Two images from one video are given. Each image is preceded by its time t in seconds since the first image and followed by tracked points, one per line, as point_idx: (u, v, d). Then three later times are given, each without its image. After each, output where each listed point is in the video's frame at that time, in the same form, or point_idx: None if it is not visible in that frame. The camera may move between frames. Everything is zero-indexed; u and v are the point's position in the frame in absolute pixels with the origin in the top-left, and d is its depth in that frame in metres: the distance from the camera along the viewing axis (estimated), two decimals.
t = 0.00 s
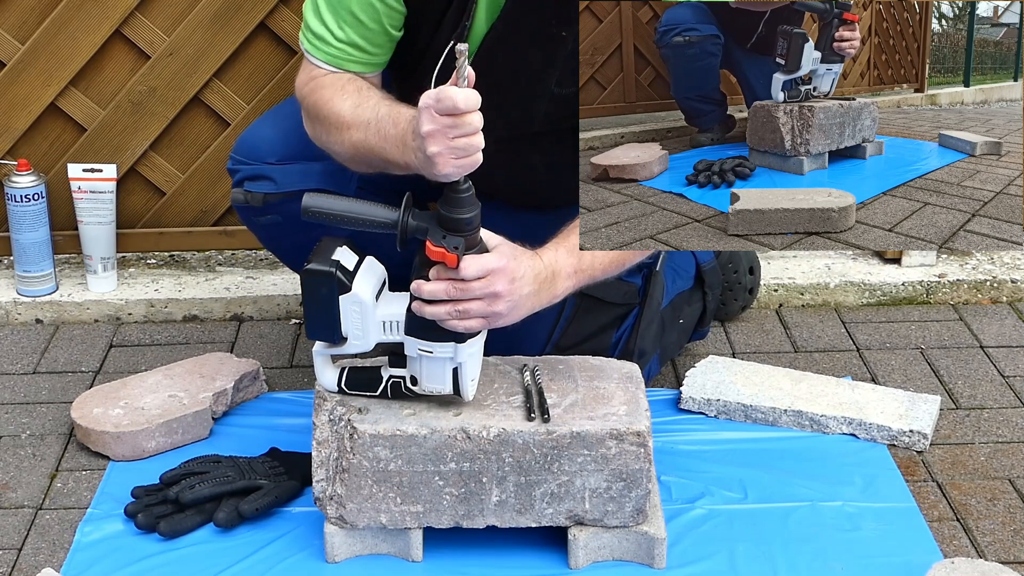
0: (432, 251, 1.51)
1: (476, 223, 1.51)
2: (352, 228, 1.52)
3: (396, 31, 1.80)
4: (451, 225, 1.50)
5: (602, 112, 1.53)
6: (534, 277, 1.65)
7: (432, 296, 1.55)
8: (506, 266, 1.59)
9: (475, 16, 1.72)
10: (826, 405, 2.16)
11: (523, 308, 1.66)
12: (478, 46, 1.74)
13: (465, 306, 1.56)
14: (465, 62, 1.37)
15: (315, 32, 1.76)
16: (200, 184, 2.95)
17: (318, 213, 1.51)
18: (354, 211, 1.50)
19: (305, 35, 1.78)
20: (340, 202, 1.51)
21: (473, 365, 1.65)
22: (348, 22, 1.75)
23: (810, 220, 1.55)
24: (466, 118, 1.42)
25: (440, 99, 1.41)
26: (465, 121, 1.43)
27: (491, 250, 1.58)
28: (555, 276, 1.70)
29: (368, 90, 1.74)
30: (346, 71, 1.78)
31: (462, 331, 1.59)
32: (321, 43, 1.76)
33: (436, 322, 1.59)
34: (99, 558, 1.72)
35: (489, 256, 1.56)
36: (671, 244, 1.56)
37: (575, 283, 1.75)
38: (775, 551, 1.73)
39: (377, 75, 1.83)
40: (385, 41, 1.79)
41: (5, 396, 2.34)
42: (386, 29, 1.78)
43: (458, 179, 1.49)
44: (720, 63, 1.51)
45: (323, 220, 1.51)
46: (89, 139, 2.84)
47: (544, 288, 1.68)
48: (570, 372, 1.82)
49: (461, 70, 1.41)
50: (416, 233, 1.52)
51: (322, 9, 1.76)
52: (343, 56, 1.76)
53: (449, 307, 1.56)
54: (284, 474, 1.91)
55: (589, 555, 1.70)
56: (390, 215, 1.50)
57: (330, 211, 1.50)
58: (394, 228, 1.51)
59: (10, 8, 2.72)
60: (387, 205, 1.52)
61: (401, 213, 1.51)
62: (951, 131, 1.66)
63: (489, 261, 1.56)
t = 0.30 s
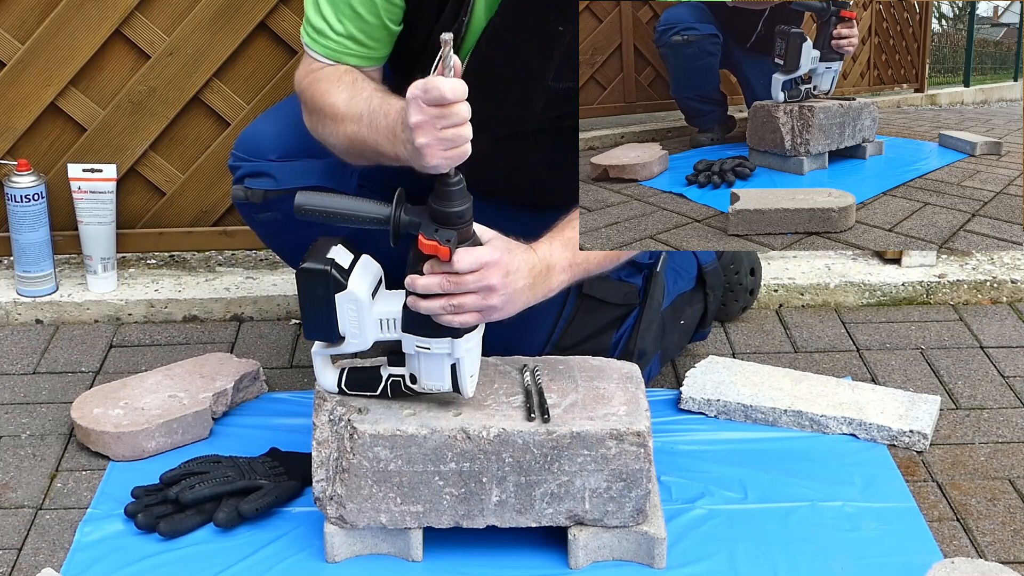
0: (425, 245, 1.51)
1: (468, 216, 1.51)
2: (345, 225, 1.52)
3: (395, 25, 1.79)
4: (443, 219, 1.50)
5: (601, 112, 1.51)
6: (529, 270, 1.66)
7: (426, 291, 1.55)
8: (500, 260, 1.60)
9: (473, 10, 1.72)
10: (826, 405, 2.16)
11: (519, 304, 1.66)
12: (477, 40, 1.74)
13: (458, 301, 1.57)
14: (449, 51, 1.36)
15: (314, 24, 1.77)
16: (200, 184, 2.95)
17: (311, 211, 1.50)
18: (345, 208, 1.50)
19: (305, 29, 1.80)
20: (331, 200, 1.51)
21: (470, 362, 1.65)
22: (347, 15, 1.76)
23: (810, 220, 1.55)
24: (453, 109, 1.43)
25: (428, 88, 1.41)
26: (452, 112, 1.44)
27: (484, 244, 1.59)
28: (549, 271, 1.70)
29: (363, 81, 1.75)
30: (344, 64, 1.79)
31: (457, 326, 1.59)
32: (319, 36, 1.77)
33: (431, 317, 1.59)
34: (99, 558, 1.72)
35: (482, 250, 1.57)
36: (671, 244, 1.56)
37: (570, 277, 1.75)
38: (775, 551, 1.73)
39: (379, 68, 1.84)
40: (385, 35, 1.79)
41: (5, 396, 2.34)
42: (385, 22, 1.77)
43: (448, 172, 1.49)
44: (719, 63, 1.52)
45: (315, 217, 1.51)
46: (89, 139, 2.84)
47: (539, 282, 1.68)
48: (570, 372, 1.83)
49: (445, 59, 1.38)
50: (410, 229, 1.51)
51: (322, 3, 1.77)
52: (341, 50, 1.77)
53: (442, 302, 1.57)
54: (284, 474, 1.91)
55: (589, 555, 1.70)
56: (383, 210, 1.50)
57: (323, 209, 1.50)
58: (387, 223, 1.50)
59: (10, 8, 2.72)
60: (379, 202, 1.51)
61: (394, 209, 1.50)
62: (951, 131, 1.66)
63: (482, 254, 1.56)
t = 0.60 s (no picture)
0: (430, 247, 1.50)
1: (473, 216, 1.51)
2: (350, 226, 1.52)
3: (400, 23, 1.79)
4: (448, 220, 1.49)
5: (601, 112, 1.52)
6: (533, 271, 1.66)
7: (431, 293, 1.55)
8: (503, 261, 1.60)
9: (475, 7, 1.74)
10: (826, 405, 2.16)
11: (523, 305, 1.66)
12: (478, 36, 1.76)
13: (464, 302, 1.57)
14: (454, 44, 1.37)
15: (317, 24, 1.77)
16: (201, 184, 2.95)
17: (315, 212, 1.50)
18: (350, 208, 1.50)
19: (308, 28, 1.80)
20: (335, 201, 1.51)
21: (475, 363, 1.65)
22: (351, 14, 1.75)
23: (810, 220, 1.55)
24: (459, 99, 1.44)
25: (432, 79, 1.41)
26: (457, 102, 1.44)
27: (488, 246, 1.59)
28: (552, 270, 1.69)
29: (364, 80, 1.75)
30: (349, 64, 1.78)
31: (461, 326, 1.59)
32: (323, 36, 1.77)
33: (436, 318, 1.59)
34: (99, 558, 1.72)
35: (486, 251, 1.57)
36: (671, 244, 1.56)
37: (575, 277, 1.75)
38: (775, 551, 1.73)
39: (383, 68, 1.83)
40: (389, 32, 1.79)
41: (5, 396, 2.34)
42: (389, 20, 1.77)
43: (452, 172, 1.48)
44: (720, 64, 1.52)
45: (319, 217, 1.51)
46: (89, 139, 2.84)
47: (544, 282, 1.68)
48: (570, 372, 1.83)
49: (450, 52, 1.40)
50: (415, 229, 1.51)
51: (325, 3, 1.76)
52: (346, 49, 1.77)
53: (447, 303, 1.56)
54: (284, 474, 1.91)
55: (589, 555, 1.70)
56: (387, 211, 1.50)
57: (326, 209, 1.50)
58: (391, 225, 1.50)
59: (10, 8, 2.72)
60: (383, 202, 1.51)
61: (399, 210, 1.50)
62: (951, 131, 1.66)
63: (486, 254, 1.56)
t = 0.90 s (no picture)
0: (430, 251, 1.50)
1: (472, 220, 1.51)
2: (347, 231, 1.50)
3: (403, 21, 1.79)
4: (448, 224, 1.49)
5: (601, 112, 1.51)
6: (533, 270, 1.66)
7: (431, 297, 1.55)
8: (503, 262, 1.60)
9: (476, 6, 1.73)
10: (826, 405, 2.16)
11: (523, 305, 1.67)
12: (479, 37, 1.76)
13: (464, 304, 1.57)
14: (453, 62, 1.35)
15: (321, 24, 1.77)
16: (201, 184, 2.95)
17: (314, 218, 1.48)
18: (348, 215, 1.48)
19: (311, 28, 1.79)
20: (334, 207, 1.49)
21: (475, 362, 1.66)
22: (354, 13, 1.75)
23: (810, 220, 1.55)
24: (457, 116, 1.43)
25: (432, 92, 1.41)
26: (456, 119, 1.43)
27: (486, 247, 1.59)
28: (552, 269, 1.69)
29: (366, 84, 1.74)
30: (352, 64, 1.78)
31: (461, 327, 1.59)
32: (326, 35, 1.77)
33: (437, 321, 1.59)
34: (99, 558, 1.72)
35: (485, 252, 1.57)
36: (671, 244, 1.56)
37: (575, 275, 1.74)
38: (775, 551, 1.73)
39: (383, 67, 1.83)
40: (393, 31, 1.79)
41: (5, 396, 2.34)
42: (392, 18, 1.77)
43: (451, 177, 1.48)
44: (721, 64, 1.51)
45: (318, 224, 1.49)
46: (89, 139, 2.84)
47: (544, 280, 1.68)
48: (571, 372, 1.83)
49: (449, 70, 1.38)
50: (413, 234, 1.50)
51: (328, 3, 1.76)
52: (349, 48, 1.77)
53: (448, 306, 1.56)
54: (284, 474, 1.91)
55: (589, 555, 1.70)
56: (386, 216, 1.49)
57: (325, 216, 1.48)
58: (391, 230, 1.49)
59: (10, 8, 2.72)
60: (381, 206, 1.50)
61: (398, 215, 1.49)
62: (951, 131, 1.66)
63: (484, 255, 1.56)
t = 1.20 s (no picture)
0: (419, 245, 1.50)
1: (462, 215, 1.51)
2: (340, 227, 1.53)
3: (399, 23, 1.79)
4: (437, 218, 1.50)
5: (602, 112, 1.52)
6: (526, 267, 1.65)
7: (422, 292, 1.55)
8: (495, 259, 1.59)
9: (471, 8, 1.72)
10: (826, 405, 2.16)
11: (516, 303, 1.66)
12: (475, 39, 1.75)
13: (456, 301, 1.57)
14: (435, 42, 1.34)
15: (317, 26, 1.79)
16: (201, 184, 2.95)
17: (306, 213, 1.51)
18: (339, 210, 1.51)
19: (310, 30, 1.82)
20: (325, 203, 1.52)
21: (469, 360, 1.65)
22: (350, 16, 1.77)
23: (810, 220, 1.55)
24: (441, 97, 1.44)
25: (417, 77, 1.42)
26: (439, 100, 1.44)
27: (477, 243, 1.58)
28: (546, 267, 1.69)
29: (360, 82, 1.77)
30: (348, 66, 1.80)
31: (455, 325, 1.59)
32: (323, 37, 1.79)
33: (429, 318, 1.59)
34: (100, 558, 1.72)
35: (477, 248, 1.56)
36: (671, 244, 1.56)
37: (570, 274, 1.73)
38: (775, 551, 1.73)
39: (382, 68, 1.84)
40: (389, 33, 1.79)
41: (5, 396, 2.34)
42: (389, 20, 1.78)
43: (439, 171, 1.48)
44: (720, 64, 1.52)
45: (310, 219, 1.52)
46: (88, 139, 2.84)
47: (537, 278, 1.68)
48: (570, 372, 1.83)
49: (432, 50, 1.37)
50: (403, 227, 1.51)
51: (325, 5, 1.78)
52: (345, 50, 1.79)
53: (439, 302, 1.56)
54: (284, 474, 1.91)
55: (589, 555, 1.70)
56: (376, 211, 1.51)
57: (316, 212, 1.51)
58: (380, 225, 1.51)
59: (10, 8, 2.72)
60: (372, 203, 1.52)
61: (387, 208, 1.51)
62: (951, 131, 1.66)
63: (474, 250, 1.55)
